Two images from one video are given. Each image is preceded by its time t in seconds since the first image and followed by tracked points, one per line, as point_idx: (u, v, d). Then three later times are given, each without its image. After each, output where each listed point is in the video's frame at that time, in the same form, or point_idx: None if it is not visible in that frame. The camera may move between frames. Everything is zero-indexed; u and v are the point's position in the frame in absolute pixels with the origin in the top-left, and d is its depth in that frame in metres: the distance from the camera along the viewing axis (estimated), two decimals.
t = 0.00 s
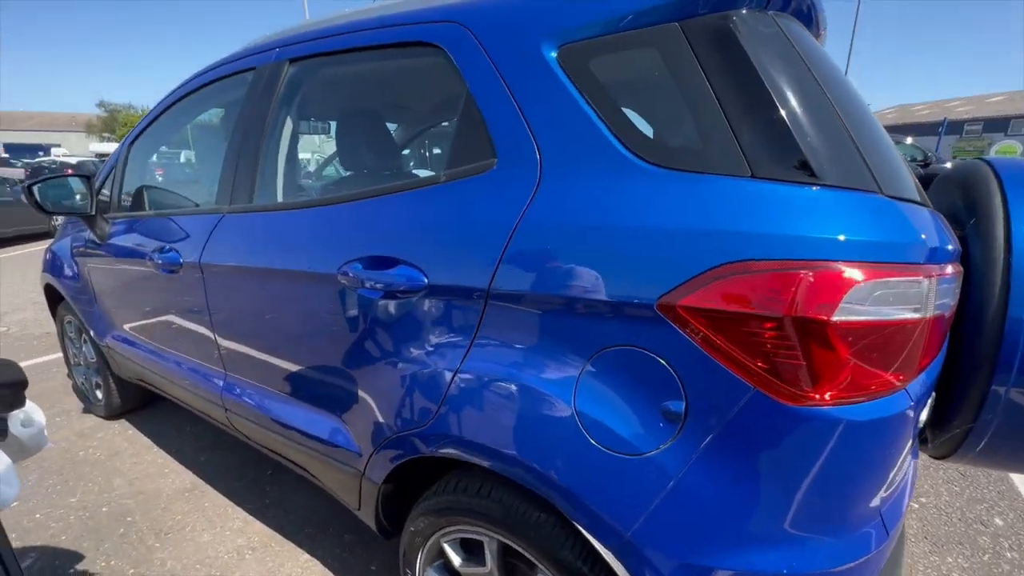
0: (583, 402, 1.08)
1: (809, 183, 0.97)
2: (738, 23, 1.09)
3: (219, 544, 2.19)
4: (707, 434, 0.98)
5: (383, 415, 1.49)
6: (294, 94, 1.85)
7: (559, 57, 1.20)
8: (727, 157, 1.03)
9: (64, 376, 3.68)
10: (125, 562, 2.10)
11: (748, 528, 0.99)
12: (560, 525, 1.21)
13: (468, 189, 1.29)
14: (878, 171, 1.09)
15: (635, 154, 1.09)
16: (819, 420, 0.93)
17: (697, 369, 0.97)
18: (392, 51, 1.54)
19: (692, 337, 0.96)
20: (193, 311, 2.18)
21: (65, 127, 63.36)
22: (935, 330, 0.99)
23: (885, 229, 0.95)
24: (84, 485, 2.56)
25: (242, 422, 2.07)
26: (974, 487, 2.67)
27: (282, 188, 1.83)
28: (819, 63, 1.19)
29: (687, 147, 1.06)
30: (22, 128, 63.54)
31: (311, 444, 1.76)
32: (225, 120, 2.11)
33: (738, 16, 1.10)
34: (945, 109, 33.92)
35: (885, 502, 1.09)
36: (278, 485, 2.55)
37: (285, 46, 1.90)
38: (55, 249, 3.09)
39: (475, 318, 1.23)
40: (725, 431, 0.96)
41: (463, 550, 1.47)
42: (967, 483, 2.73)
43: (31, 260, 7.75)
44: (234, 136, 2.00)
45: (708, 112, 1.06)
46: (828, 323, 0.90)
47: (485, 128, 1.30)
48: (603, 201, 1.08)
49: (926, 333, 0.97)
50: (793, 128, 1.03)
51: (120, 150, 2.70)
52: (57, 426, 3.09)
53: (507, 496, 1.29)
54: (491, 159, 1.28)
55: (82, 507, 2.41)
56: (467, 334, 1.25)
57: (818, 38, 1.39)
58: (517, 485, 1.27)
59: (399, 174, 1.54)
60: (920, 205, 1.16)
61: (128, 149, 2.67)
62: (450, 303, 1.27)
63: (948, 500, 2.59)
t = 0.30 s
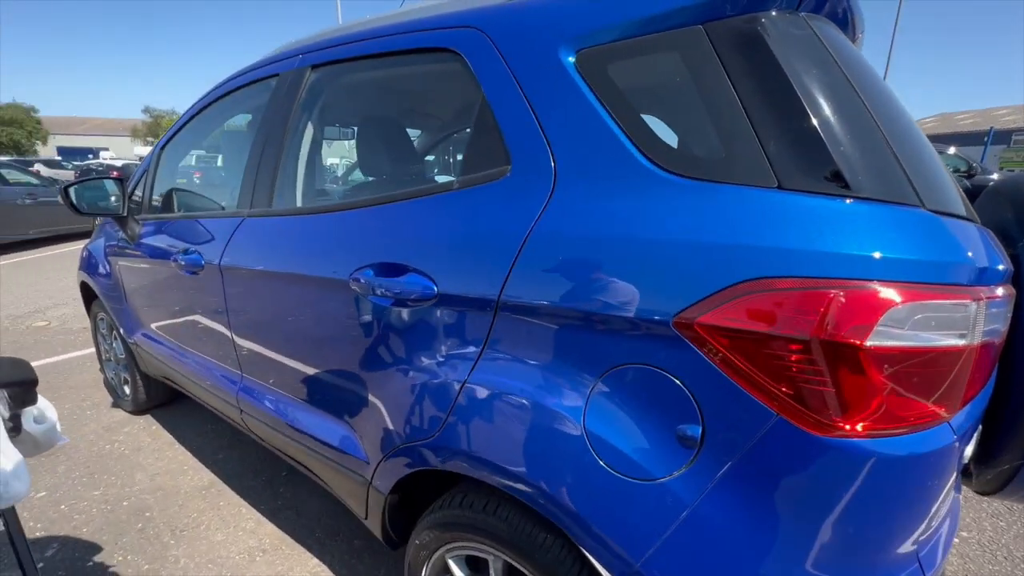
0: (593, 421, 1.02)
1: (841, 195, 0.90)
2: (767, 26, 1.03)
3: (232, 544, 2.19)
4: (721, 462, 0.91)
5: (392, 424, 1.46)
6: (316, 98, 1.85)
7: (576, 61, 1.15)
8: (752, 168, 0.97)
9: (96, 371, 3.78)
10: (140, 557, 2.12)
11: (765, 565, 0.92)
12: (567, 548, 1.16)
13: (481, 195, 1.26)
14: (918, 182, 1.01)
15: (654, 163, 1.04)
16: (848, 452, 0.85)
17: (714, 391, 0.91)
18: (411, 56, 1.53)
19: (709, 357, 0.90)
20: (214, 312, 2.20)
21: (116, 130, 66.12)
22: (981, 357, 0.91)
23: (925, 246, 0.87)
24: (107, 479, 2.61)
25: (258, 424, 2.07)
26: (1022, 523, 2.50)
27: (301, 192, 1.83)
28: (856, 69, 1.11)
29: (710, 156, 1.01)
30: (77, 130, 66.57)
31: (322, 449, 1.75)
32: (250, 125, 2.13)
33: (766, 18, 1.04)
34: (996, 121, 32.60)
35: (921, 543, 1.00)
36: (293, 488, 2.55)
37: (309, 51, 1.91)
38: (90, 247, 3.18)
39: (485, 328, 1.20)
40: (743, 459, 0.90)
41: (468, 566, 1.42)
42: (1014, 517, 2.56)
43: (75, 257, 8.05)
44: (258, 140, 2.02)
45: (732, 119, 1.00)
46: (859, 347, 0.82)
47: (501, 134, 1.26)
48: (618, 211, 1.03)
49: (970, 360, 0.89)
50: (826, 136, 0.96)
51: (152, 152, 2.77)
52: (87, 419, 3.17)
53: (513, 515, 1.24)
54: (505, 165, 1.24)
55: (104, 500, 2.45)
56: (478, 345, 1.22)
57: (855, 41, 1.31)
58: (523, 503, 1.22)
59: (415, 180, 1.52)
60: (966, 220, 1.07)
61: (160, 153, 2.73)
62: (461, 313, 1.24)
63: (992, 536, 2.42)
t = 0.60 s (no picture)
0: (556, 417, 1.04)
1: (790, 194, 0.93)
2: (722, 29, 1.05)
3: (200, 549, 2.16)
4: (676, 455, 0.93)
5: (361, 424, 1.46)
6: (284, 96, 1.84)
7: (540, 61, 1.17)
8: (707, 168, 0.99)
9: (61, 375, 3.69)
10: (103, 565, 2.07)
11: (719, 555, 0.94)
12: (530, 544, 1.17)
13: (447, 193, 1.26)
14: (867, 182, 1.05)
15: (614, 162, 1.06)
16: (799, 442, 0.88)
17: (670, 386, 0.92)
18: (379, 55, 1.53)
19: (665, 351, 0.92)
20: (181, 313, 2.17)
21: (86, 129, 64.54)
22: (923, 350, 0.94)
23: (871, 242, 0.90)
24: (69, 485, 2.55)
25: (226, 427, 2.04)
26: (980, 515, 2.59)
27: (269, 190, 1.82)
28: (810, 73, 1.15)
29: (667, 156, 1.03)
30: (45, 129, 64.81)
31: (290, 450, 1.73)
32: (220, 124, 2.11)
33: (723, 22, 1.06)
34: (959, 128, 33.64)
35: (870, 531, 1.03)
36: (264, 491, 2.52)
37: (277, 47, 1.89)
38: (54, 247, 3.10)
39: (450, 325, 1.20)
40: (699, 451, 0.91)
41: (436, 566, 1.42)
42: (973, 510, 2.64)
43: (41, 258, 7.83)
44: (226, 138, 2.00)
45: (690, 120, 1.02)
46: (807, 341, 0.85)
47: (467, 132, 1.27)
48: (579, 209, 1.04)
49: (912, 353, 0.92)
50: (780, 137, 0.99)
51: (120, 150, 2.72)
52: (50, 424, 3.08)
53: (478, 512, 1.24)
54: (470, 163, 1.25)
55: (65, 507, 2.39)
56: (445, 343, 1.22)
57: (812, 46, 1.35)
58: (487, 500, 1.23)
59: (383, 179, 1.52)
60: (912, 219, 1.11)
61: (127, 151, 2.68)
62: (428, 310, 1.24)
63: (952, 527, 2.50)
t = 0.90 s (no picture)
0: (502, 358, 1.14)
1: (698, 146, 1.06)
2: None
3: (161, 525, 2.17)
4: (607, 381, 1.06)
5: (323, 394, 1.52)
6: (224, 63, 1.84)
7: (479, 27, 1.25)
8: (628, 125, 1.10)
9: None
10: (59, 547, 2.05)
11: (647, 464, 1.08)
12: (485, 476, 1.28)
13: (395, 154, 1.32)
14: (766, 139, 1.19)
15: (546, 121, 1.16)
16: (708, 362, 1.02)
17: (604, 320, 1.04)
18: (322, 21, 1.56)
19: (594, 290, 1.04)
20: (126, 292, 2.14)
21: None
22: (811, 281, 1.10)
23: (765, 187, 1.04)
24: (13, 475, 2.48)
25: (181, 400, 2.05)
26: (887, 447, 2.91)
27: (214, 159, 1.83)
28: (718, 42, 1.28)
29: (593, 116, 1.14)
30: None
31: (249, 416, 1.78)
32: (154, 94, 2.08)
33: None
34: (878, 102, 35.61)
35: (772, 438, 1.20)
36: (225, 467, 2.54)
37: (214, 13, 1.88)
38: None
39: (401, 279, 1.28)
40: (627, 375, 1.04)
41: (399, 511, 1.52)
42: (882, 443, 2.96)
43: None
44: (164, 108, 1.98)
45: (614, 82, 1.13)
46: (716, 274, 0.99)
47: (411, 96, 1.34)
48: (519, 165, 1.14)
49: (801, 283, 1.07)
50: (692, 97, 1.12)
51: (44, 125, 2.61)
52: None
53: (436, 454, 1.34)
54: (415, 126, 1.32)
55: (11, 497, 2.33)
56: (396, 298, 1.30)
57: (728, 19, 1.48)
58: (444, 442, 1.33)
59: (330, 145, 1.57)
60: (807, 172, 1.27)
61: (51, 123, 2.58)
62: (380, 267, 1.31)
63: (863, 458, 2.80)
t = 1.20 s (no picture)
0: (474, 269, 1.28)
1: (645, 68, 1.19)
2: None
3: (159, 459, 2.31)
4: (567, 283, 1.20)
5: (307, 320, 1.66)
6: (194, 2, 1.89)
7: None
8: (583, 50, 1.23)
9: None
10: (64, 480, 2.18)
11: (601, 356, 1.25)
12: (461, 381, 1.44)
13: (368, 85, 1.42)
14: (710, 65, 1.32)
15: (509, 49, 1.27)
16: (653, 262, 1.17)
17: (564, 228, 1.18)
18: None
19: (554, 201, 1.17)
20: (110, 236, 2.21)
21: None
22: (747, 193, 1.25)
23: (704, 103, 1.17)
24: (10, 420, 2.58)
25: (173, 339, 2.15)
26: (837, 375, 3.15)
27: (189, 98, 1.89)
28: None
29: (551, 43, 1.26)
30: None
31: (239, 347, 1.90)
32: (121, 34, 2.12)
33: None
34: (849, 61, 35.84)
35: (713, 336, 1.37)
36: (217, 408, 2.67)
37: None
38: None
39: (379, 202, 1.40)
40: (582, 278, 1.19)
41: (385, 423, 1.68)
42: (832, 372, 3.21)
43: None
44: (136, 50, 2.02)
45: (573, 13, 1.25)
46: (661, 181, 1.13)
47: (382, 29, 1.43)
48: (485, 89, 1.25)
49: (738, 194, 1.22)
50: (642, 26, 1.24)
51: (8, 72, 2.61)
52: None
53: (416, 365, 1.49)
54: (387, 56, 1.42)
55: (9, 439, 2.43)
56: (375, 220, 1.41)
57: None
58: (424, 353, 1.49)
59: (303, 80, 1.66)
60: (751, 98, 1.41)
61: (14, 66, 2.58)
62: (360, 193, 1.42)
63: (814, 385, 3.04)
